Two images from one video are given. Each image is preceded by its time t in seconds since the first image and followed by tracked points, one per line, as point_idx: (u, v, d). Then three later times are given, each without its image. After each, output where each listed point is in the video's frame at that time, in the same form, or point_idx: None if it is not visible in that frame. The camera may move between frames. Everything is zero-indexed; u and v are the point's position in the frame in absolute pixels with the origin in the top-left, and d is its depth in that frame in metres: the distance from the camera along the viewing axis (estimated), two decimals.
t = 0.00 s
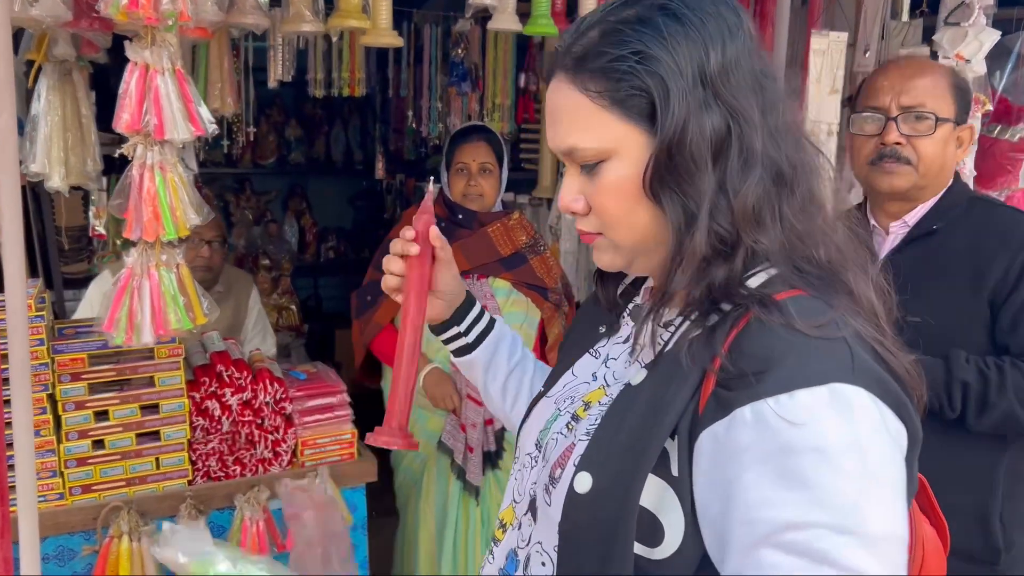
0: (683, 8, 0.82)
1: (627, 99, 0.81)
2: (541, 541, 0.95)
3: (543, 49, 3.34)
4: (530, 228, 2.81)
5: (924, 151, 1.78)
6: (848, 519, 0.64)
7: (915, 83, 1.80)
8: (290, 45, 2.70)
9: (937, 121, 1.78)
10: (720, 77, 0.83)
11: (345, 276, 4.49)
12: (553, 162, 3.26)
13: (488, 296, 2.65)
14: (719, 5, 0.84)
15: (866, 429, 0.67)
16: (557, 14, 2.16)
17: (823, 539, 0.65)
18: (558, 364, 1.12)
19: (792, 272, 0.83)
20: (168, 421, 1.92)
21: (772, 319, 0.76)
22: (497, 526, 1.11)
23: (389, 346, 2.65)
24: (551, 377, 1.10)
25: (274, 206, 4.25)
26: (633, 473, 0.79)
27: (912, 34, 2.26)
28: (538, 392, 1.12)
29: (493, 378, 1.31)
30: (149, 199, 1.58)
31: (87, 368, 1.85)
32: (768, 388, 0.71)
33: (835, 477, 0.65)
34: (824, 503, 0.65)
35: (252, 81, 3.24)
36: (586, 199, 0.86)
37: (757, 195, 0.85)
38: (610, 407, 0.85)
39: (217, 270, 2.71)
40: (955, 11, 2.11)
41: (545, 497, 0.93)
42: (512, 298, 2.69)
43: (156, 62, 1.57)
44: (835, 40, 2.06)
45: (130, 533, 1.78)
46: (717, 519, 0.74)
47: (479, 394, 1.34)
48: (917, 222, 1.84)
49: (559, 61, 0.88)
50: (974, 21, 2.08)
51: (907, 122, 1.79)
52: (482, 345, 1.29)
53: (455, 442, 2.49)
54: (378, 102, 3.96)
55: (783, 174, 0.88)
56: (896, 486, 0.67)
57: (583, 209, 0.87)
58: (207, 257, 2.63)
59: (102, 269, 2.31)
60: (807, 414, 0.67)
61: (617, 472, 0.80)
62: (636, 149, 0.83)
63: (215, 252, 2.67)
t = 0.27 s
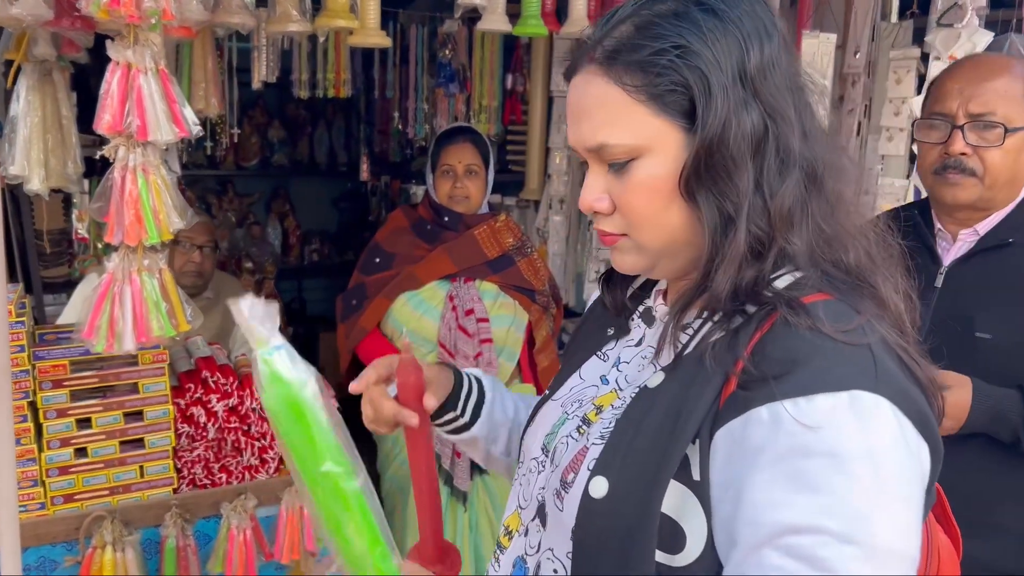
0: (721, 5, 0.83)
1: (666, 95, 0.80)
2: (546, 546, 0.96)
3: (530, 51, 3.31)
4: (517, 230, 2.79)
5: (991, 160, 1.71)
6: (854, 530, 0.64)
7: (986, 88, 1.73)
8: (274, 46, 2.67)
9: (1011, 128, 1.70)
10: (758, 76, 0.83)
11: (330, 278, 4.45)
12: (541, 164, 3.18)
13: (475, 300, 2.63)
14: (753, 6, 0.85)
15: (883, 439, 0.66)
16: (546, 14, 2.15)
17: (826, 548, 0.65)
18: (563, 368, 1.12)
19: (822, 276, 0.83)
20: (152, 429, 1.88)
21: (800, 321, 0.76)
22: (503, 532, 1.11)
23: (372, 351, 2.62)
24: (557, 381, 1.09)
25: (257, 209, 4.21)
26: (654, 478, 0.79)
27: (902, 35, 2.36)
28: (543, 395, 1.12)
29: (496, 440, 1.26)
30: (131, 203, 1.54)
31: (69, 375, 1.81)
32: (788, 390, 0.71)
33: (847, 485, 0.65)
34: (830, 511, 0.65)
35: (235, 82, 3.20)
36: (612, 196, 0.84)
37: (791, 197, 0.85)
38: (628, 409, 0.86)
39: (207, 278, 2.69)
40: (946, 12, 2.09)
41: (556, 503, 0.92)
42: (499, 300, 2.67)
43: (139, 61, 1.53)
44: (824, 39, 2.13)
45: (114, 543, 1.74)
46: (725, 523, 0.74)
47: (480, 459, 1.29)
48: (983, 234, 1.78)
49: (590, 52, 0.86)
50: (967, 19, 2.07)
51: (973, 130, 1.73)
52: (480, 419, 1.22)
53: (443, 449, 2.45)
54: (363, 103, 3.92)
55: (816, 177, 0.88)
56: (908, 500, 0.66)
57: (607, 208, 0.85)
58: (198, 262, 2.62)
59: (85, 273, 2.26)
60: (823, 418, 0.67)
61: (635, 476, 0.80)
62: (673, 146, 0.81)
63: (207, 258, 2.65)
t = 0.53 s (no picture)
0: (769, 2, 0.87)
1: (724, 70, 0.82)
2: (556, 555, 0.95)
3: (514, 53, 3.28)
4: (501, 232, 2.78)
5: None
6: (866, 523, 0.64)
7: None
8: (256, 47, 2.65)
9: None
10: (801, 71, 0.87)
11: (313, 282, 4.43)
12: (525, 167, 3.13)
13: (459, 303, 2.62)
14: (791, 11, 0.90)
15: (902, 433, 0.66)
16: (530, 15, 2.15)
17: (836, 539, 0.64)
18: (546, 372, 1.12)
19: (846, 270, 0.86)
20: (134, 434, 1.85)
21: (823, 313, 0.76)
22: (506, 549, 1.07)
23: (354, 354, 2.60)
24: (546, 384, 1.09)
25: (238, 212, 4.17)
26: (683, 482, 0.77)
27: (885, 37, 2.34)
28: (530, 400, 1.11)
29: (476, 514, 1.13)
30: (108, 205, 1.52)
31: (48, 381, 1.77)
32: (810, 382, 0.70)
33: (866, 478, 0.64)
34: (845, 504, 0.64)
35: (216, 84, 3.18)
36: (645, 170, 0.84)
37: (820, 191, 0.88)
38: (645, 411, 0.84)
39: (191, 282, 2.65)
40: (931, 14, 2.10)
41: (573, 513, 0.91)
42: (484, 303, 2.65)
43: (116, 61, 1.51)
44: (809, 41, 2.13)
45: (96, 551, 1.78)
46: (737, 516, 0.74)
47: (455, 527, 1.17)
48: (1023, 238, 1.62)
49: (640, 22, 0.87)
50: (951, 23, 2.08)
51: None
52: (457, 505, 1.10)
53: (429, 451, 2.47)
54: (345, 105, 3.89)
55: (841, 178, 0.93)
56: (923, 498, 0.65)
57: (637, 181, 0.85)
58: (181, 266, 2.58)
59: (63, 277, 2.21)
60: (845, 410, 0.67)
61: (662, 481, 0.79)
62: (721, 124, 0.83)
63: (190, 263, 2.61)
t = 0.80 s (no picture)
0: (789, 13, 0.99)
1: (773, 59, 0.92)
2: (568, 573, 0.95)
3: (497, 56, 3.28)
4: (483, 235, 2.78)
5: None
6: (911, 514, 0.69)
7: None
8: (237, 50, 2.63)
9: None
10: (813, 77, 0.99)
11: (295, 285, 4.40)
12: (508, 169, 3.13)
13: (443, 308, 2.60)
14: (795, 28, 1.03)
15: (924, 424, 0.73)
16: (513, 18, 2.16)
17: (887, 533, 0.69)
18: (512, 386, 1.12)
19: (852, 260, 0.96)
20: (114, 441, 1.83)
21: (839, 306, 0.85)
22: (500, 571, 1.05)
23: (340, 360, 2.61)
24: (520, 397, 1.10)
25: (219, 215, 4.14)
26: (714, 491, 0.80)
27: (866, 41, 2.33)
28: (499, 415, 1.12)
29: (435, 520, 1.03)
30: (85, 211, 1.50)
31: (27, 388, 1.74)
32: (841, 382, 0.76)
33: (903, 471, 0.70)
34: (890, 498, 0.70)
35: (196, 86, 3.15)
36: (703, 146, 0.87)
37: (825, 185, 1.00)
38: (653, 425, 0.87)
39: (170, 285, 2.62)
40: (910, 19, 2.15)
41: (591, 531, 0.91)
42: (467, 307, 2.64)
43: (94, 64, 1.49)
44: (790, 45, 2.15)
45: (75, 560, 1.69)
46: (775, 521, 0.78)
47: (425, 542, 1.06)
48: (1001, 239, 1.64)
49: (693, 2, 0.93)
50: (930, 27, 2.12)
51: (1020, 129, 1.59)
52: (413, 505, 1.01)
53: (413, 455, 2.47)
54: (328, 108, 3.87)
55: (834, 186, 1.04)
56: (948, 486, 0.72)
57: (694, 155, 0.87)
58: (159, 271, 2.54)
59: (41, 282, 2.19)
60: (877, 408, 0.73)
61: (690, 491, 0.82)
62: (768, 108, 0.91)
63: (167, 267, 2.56)
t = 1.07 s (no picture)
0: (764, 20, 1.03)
1: (753, 64, 0.95)
2: None
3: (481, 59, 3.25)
4: (464, 238, 2.79)
5: (986, 162, 1.50)
6: (907, 503, 0.75)
7: (990, 91, 1.53)
8: (220, 54, 2.62)
9: (1006, 133, 1.50)
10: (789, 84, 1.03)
11: (279, 289, 4.38)
12: (492, 173, 3.12)
13: (426, 311, 2.61)
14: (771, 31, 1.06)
15: (910, 420, 0.79)
16: (494, 23, 2.17)
17: (888, 522, 0.74)
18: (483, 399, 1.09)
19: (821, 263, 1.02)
20: (95, 448, 1.82)
21: (831, 310, 0.90)
22: None
23: (321, 366, 2.60)
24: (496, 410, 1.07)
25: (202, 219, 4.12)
26: (726, 495, 0.83)
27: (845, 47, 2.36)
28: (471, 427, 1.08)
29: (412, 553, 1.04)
30: (65, 216, 1.50)
31: (6, 395, 1.73)
32: (840, 382, 0.81)
33: (897, 464, 0.76)
34: (889, 489, 0.75)
35: (178, 90, 3.14)
36: (692, 145, 0.88)
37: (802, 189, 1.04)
38: (658, 431, 0.88)
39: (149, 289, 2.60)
40: (887, 24, 2.10)
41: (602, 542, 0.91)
42: (449, 309, 2.65)
43: (74, 70, 1.49)
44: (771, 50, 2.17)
45: (55, 567, 1.67)
46: (781, 517, 0.82)
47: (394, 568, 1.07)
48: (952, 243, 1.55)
49: (681, 7, 0.95)
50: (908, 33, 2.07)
51: (974, 131, 1.50)
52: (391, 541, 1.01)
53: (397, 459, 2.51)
54: (311, 111, 3.86)
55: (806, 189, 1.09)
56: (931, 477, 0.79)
57: (683, 155, 0.88)
58: (136, 275, 2.51)
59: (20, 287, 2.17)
60: (873, 406, 0.78)
61: (704, 496, 0.84)
62: (749, 112, 0.94)
63: (146, 271, 2.54)
